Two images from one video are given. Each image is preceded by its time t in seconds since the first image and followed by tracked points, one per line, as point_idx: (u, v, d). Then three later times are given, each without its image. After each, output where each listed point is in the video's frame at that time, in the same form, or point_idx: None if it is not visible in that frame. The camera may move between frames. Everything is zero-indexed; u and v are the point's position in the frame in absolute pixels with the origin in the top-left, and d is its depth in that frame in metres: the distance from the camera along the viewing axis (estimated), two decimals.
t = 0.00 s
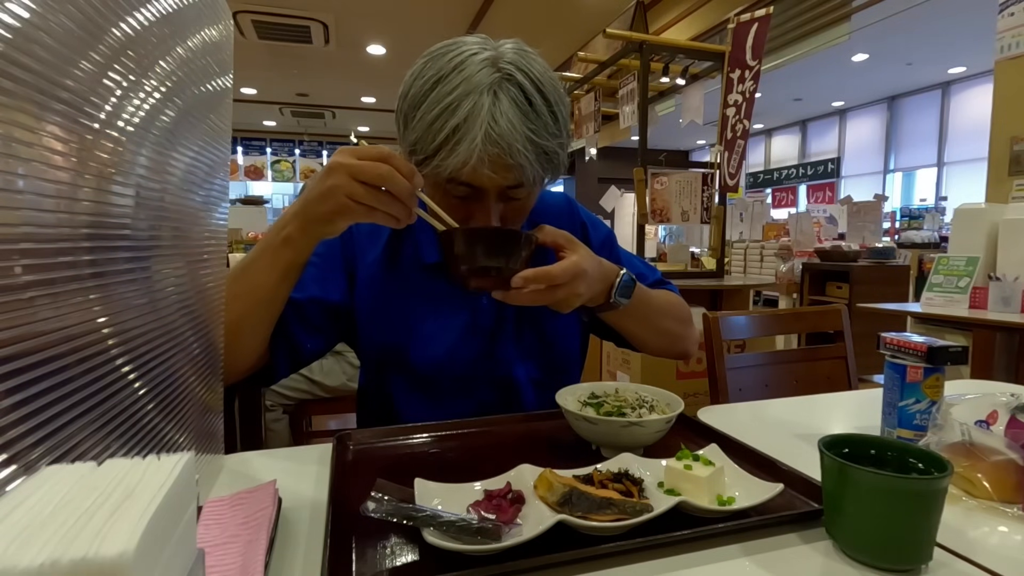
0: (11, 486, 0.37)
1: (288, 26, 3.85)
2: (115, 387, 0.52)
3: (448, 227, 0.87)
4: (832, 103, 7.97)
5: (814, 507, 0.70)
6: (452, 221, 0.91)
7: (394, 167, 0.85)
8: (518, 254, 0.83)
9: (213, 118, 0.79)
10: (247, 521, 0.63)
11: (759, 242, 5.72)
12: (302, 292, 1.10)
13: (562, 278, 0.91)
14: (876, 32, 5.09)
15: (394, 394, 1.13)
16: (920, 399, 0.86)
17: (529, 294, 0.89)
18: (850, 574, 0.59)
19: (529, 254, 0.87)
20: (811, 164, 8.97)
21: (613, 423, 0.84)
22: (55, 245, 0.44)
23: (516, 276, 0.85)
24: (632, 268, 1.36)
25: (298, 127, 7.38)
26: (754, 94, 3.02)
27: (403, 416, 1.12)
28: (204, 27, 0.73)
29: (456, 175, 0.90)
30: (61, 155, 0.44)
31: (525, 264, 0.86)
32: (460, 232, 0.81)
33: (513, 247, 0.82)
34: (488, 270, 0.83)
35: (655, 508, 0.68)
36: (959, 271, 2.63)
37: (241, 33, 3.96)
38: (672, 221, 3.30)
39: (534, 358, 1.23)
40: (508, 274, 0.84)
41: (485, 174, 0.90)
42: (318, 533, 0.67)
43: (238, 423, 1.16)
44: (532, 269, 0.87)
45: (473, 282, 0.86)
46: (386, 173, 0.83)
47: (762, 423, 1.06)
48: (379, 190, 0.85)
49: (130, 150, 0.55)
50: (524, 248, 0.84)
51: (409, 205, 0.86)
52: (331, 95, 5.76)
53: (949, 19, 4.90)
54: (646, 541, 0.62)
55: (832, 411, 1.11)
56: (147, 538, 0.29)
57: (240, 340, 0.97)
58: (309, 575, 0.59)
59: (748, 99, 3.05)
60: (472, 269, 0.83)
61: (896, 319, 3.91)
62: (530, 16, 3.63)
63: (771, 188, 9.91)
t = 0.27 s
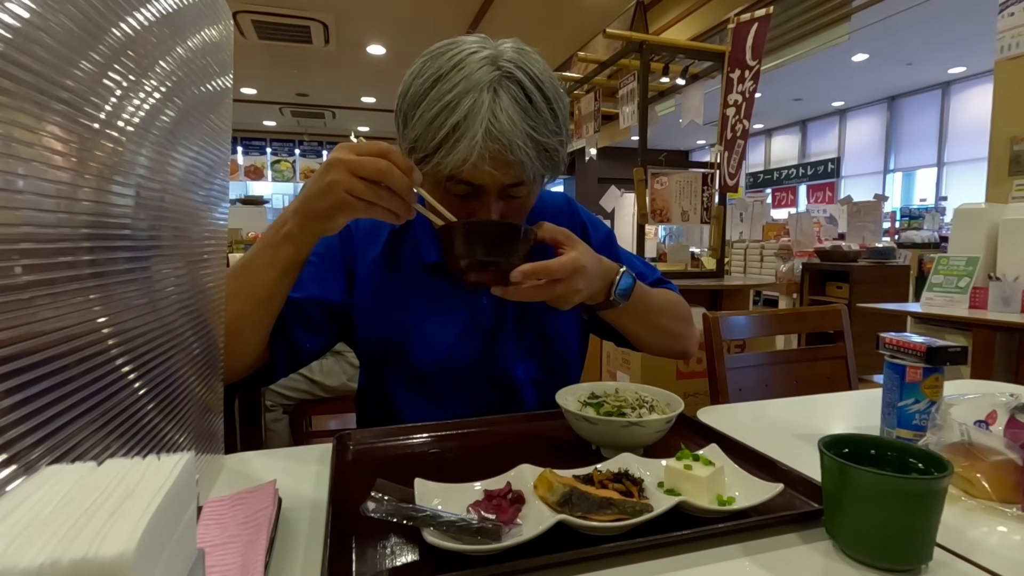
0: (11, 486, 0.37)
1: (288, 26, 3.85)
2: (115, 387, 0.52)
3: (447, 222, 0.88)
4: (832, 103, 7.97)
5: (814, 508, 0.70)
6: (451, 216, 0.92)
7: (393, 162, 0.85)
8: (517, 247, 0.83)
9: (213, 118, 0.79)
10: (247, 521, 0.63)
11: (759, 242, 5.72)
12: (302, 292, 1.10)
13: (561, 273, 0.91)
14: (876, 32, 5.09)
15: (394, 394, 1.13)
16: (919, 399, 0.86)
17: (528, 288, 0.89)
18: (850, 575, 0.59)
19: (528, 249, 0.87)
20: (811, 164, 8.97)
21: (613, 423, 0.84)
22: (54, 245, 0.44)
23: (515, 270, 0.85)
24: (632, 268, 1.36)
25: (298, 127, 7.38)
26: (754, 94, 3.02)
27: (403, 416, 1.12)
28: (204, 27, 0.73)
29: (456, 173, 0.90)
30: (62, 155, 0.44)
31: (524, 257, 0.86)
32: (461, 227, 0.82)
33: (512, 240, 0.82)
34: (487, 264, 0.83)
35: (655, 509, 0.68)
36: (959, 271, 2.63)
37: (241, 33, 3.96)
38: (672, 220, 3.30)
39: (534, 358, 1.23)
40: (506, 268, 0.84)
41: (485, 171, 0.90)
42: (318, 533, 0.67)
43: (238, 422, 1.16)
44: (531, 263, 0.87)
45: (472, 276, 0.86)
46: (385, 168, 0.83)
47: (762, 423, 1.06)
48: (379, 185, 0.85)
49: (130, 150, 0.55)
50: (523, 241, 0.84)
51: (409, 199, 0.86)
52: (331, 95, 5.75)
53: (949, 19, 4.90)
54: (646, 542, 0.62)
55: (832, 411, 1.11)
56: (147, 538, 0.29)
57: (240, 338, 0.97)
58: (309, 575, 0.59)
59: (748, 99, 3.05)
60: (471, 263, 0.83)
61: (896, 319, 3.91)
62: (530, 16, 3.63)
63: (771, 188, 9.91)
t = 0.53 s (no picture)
0: (11, 486, 0.37)
1: (288, 26, 3.85)
2: (115, 387, 0.52)
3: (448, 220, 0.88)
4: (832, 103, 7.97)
5: (814, 508, 0.70)
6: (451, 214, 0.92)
7: (394, 160, 0.85)
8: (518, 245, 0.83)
9: (213, 118, 0.79)
10: (247, 521, 0.63)
11: (759, 242, 5.73)
12: (301, 291, 1.10)
13: (562, 271, 0.91)
14: (876, 32, 5.09)
15: (394, 393, 1.13)
16: (919, 399, 0.86)
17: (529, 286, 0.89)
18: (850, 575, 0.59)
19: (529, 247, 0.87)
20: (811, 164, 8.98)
21: (613, 423, 0.84)
22: (54, 245, 0.44)
23: (515, 268, 0.85)
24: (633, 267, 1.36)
25: (298, 127, 7.38)
26: (754, 94, 3.03)
27: (404, 414, 1.12)
28: (204, 27, 0.73)
29: (456, 171, 0.90)
30: (62, 155, 0.44)
31: (524, 255, 0.86)
32: (461, 225, 0.82)
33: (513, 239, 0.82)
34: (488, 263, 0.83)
35: (655, 509, 0.68)
36: (959, 271, 2.63)
37: (241, 33, 3.96)
38: (672, 221, 3.30)
39: (535, 357, 1.23)
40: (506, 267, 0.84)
41: (486, 168, 0.90)
42: (318, 533, 0.67)
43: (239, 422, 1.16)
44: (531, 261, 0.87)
45: (473, 275, 0.86)
46: (386, 165, 0.84)
47: (762, 423, 1.06)
48: (379, 183, 0.85)
49: (130, 150, 0.55)
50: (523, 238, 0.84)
51: (408, 197, 0.86)
52: (331, 95, 5.76)
53: (949, 19, 4.90)
54: (646, 542, 0.62)
55: (832, 411, 1.11)
56: (147, 538, 0.29)
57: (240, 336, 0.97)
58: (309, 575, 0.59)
59: (748, 99, 3.05)
60: (472, 261, 0.84)
61: (896, 319, 3.91)
62: (530, 16, 3.63)
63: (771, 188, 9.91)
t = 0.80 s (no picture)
0: (11, 486, 0.37)
1: (288, 26, 3.85)
2: (115, 387, 0.52)
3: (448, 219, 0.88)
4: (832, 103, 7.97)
5: (814, 508, 0.70)
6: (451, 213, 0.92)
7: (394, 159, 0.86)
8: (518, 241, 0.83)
9: (213, 118, 0.79)
10: (246, 521, 0.63)
11: (759, 242, 5.73)
12: (301, 290, 1.10)
13: (562, 268, 0.91)
14: (876, 32, 5.09)
15: (394, 392, 1.13)
16: (919, 399, 0.86)
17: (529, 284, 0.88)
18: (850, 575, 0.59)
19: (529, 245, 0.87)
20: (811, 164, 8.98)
21: (613, 423, 0.84)
22: (54, 245, 0.44)
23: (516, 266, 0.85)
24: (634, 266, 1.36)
25: (298, 127, 7.38)
26: (754, 94, 3.03)
27: (404, 413, 1.12)
28: (204, 27, 0.73)
29: (456, 169, 0.90)
30: (61, 155, 0.44)
31: (525, 252, 0.86)
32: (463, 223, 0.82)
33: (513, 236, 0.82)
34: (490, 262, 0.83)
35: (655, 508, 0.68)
36: (959, 271, 2.63)
37: (241, 33, 3.96)
38: (672, 220, 3.30)
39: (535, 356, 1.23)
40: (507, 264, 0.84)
41: (486, 167, 0.90)
42: (318, 533, 0.67)
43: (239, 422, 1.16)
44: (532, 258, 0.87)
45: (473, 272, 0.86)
46: (387, 163, 0.84)
47: (762, 423, 1.06)
48: (380, 181, 0.85)
49: (130, 150, 0.55)
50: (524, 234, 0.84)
51: (408, 196, 0.86)
52: (331, 95, 5.76)
53: (949, 19, 4.90)
54: (646, 542, 0.62)
55: (832, 411, 1.11)
56: (146, 538, 0.29)
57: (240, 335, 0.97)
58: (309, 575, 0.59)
59: (748, 99, 3.05)
60: (473, 259, 0.84)
61: (896, 319, 3.92)
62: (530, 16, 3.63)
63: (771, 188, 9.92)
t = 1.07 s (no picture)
0: (12, 486, 0.37)
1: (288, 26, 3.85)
2: (115, 387, 0.52)
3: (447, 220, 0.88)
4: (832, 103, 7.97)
5: (815, 508, 0.70)
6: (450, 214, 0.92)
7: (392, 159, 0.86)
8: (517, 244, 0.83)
9: (213, 118, 0.79)
10: (246, 521, 0.63)
11: (759, 242, 5.73)
12: (299, 290, 1.10)
13: (561, 271, 0.91)
14: (876, 32, 5.08)
15: (394, 391, 1.13)
16: (919, 399, 0.86)
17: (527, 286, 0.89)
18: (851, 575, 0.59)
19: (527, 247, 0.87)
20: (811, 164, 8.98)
21: (613, 423, 0.84)
22: (54, 245, 0.44)
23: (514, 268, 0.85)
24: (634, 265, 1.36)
25: (298, 128, 7.38)
26: (754, 94, 3.02)
27: (404, 413, 1.12)
28: (204, 27, 0.73)
29: (455, 168, 0.90)
30: (61, 155, 0.44)
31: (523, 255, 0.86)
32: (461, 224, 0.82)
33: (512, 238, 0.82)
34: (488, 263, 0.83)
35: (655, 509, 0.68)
36: (959, 271, 2.63)
37: (241, 33, 3.96)
38: (672, 220, 3.30)
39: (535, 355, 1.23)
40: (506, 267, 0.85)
41: (485, 165, 0.90)
42: (318, 533, 0.67)
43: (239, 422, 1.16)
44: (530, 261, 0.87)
45: (472, 274, 0.86)
46: (385, 163, 0.84)
47: (762, 423, 1.06)
48: (377, 181, 0.86)
49: (130, 150, 0.55)
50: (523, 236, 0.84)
51: (406, 196, 0.87)
52: (331, 95, 5.76)
53: (949, 19, 4.90)
54: (646, 542, 0.62)
55: (832, 411, 1.11)
56: (146, 538, 0.29)
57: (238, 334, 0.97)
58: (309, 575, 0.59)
59: (748, 99, 3.05)
60: (471, 260, 0.84)
61: (895, 319, 3.92)
62: (530, 15, 3.63)
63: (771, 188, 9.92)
